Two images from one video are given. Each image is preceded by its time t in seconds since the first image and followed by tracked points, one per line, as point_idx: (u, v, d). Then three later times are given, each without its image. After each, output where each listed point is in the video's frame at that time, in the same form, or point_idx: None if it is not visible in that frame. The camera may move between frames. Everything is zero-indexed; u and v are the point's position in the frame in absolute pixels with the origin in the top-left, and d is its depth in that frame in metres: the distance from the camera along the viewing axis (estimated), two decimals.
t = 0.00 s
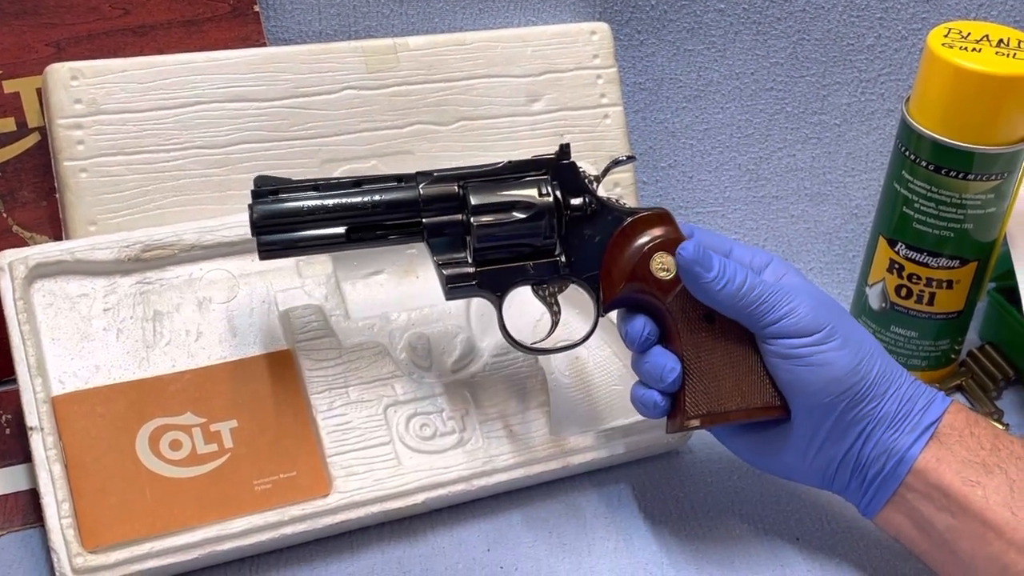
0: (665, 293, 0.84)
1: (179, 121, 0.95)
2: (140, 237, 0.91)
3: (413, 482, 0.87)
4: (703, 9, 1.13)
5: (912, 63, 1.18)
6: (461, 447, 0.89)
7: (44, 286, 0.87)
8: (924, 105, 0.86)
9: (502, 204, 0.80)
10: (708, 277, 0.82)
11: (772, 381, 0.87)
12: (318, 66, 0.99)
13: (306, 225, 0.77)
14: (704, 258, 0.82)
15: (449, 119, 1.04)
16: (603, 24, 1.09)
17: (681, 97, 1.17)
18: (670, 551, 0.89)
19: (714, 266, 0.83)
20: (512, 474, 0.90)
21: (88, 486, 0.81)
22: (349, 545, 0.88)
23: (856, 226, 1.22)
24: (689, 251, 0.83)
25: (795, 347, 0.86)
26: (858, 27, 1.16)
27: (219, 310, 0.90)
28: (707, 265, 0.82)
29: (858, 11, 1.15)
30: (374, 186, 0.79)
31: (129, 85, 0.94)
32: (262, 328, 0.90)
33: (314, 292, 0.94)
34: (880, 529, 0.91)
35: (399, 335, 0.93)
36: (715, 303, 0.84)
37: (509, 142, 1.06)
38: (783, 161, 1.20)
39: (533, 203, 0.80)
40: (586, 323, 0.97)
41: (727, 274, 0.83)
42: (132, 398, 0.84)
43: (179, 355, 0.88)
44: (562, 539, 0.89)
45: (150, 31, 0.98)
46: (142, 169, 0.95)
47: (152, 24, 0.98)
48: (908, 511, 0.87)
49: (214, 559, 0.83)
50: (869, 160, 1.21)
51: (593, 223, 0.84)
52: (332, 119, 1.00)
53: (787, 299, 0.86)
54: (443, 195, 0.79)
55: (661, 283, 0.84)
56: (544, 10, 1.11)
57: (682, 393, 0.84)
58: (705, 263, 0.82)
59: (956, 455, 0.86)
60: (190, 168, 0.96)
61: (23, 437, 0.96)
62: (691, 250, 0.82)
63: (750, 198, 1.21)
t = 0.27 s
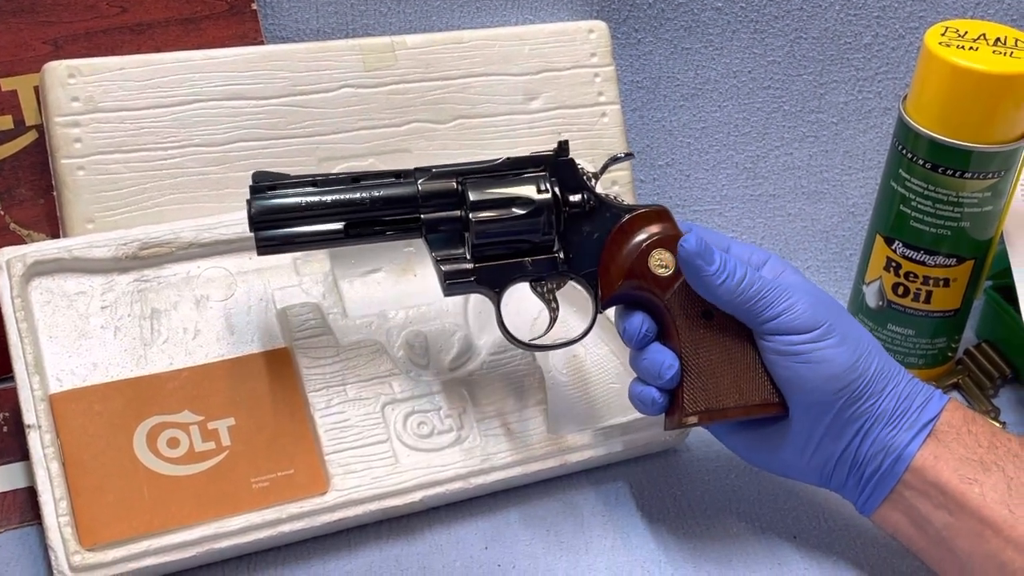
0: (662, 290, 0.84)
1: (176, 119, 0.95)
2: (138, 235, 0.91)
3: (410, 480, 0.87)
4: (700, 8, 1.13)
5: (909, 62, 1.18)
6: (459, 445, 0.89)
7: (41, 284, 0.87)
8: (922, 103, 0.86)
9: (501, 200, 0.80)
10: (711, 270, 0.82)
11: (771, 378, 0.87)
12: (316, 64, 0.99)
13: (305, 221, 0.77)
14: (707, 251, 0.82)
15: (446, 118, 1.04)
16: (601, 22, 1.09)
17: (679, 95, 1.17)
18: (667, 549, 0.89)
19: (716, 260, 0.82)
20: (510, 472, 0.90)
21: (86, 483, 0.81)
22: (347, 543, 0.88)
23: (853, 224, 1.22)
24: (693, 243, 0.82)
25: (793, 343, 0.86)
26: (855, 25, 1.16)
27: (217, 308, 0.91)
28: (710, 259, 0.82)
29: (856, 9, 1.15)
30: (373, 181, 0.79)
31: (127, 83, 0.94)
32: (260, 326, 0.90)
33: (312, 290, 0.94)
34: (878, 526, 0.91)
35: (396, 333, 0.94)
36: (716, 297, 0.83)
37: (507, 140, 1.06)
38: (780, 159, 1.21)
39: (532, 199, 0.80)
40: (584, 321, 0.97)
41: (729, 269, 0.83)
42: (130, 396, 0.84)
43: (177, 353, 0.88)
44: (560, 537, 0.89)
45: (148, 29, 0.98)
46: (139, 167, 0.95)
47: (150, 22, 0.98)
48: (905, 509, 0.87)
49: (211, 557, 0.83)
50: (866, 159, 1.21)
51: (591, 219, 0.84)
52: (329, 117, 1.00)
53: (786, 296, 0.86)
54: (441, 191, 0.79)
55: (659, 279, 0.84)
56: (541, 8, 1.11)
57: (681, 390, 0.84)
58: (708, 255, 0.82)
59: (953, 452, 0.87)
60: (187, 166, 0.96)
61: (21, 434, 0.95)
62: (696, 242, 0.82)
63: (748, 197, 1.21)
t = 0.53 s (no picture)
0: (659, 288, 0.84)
1: (172, 115, 0.95)
2: (133, 231, 0.90)
3: (406, 476, 0.87)
4: (696, 5, 1.14)
5: (905, 59, 1.18)
6: (455, 442, 0.89)
7: (37, 280, 0.87)
8: (917, 101, 0.86)
9: (498, 198, 0.80)
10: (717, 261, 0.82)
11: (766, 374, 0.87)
12: (312, 61, 0.99)
13: (301, 219, 0.77)
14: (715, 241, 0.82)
15: (442, 114, 1.04)
16: (597, 19, 1.09)
17: (675, 92, 1.17)
18: (662, 546, 0.89)
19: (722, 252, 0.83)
20: (505, 469, 0.90)
21: (81, 480, 0.81)
22: (342, 539, 0.88)
23: (848, 221, 1.21)
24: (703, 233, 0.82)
25: (789, 339, 0.86)
26: (851, 22, 1.16)
27: (212, 305, 0.90)
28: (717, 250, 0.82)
29: (851, 7, 1.15)
30: (370, 180, 0.79)
31: (122, 80, 0.93)
32: (255, 322, 0.90)
33: (308, 287, 0.93)
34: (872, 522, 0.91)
35: (392, 330, 0.94)
36: (717, 290, 0.84)
37: (503, 137, 1.05)
38: (776, 157, 1.20)
39: (528, 197, 0.81)
40: (580, 318, 0.98)
41: (731, 262, 0.84)
42: (125, 392, 0.84)
43: (172, 350, 0.88)
44: (555, 534, 0.89)
45: (143, 25, 0.98)
46: (134, 164, 0.94)
47: (145, 18, 0.98)
48: (900, 506, 0.88)
49: (205, 554, 0.83)
50: (862, 156, 1.21)
51: (587, 217, 0.84)
52: (325, 113, 0.99)
53: (782, 292, 0.87)
54: (438, 189, 0.80)
55: (655, 278, 0.84)
56: (538, 5, 1.11)
57: (676, 386, 0.84)
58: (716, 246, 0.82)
59: (949, 450, 0.87)
60: (183, 162, 0.96)
61: (15, 431, 0.94)
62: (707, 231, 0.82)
63: (744, 195, 1.20)
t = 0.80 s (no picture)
0: (656, 284, 0.84)
1: (169, 112, 0.95)
2: (130, 228, 0.91)
3: (402, 472, 0.87)
4: (693, 2, 1.14)
5: (900, 57, 1.18)
6: (451, 438, 0.89)
7: (34, 276, 0.87)
8: (912, 98, 0.86)
9: (498, 194, 0.80)
10: (713, 253, 0.83)
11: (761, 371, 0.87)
12: (308, 57, 0.99)
13: (304, 210, 0.77)
14: (711, 234, 0.83)
15: (439, 111, 1.04)
16: (594, 17, 1.09)
17: (671, 90, 1.17)
18: (658, 542, 0.89)
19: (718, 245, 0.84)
20: (502, 465, 0.90)
21: (78, 475, 0.81)
22: (338, 535, 0.88)
23: (844, 219, 1.22)
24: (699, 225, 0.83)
25: (785, 336, 0.86)
26: (847, 20, 1.16)
27: (209, 301, 0.91)
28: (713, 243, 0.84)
29: (847, 5, 1.15)
30: (373, 172, 0.79)
31: (119, 76, 0.94)
32: (252, 318, 0.90)
33: (304, 283, 0.94)
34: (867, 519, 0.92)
35: (388, 326, 0.94)
36: (715, 283, 0.84)
37: (499, 134, 1.06)
38: (771, 154, 1.21)
39: (528, 193, 0.81)
40: (577, 315, 0.98)
41: (727, 256, 0.85)
42: (122, 388, 0.85)
43: (169, 346, 0.88)
44: (551, 530, 0.89)
45: (140, 22, 0.98)
46: (131, 160, 0.95)
47: (142, 15, 0.98)
48: (894, 503, 0.88)
49: (202, 550, 0.82)
50: (857, 154, 1.22)
51: (585, 215, 0.85)
52: (321, 110, 1.00)
53: (777, 289, 0.88)
54: (439, 184, 0.80)
55: (652, 275, 0.84)
56: (534, 3, 1.11)
57: (670, 380, 0.84)
58: (711, 239, 0.83)
59: (943, 447, 0.87)
60: (179, 159, 0.96)
61: (11, 427, 0.94)
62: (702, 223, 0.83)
63: (739, 191, 1.21)
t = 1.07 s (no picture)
0: (655, 285, 0.85)
1: (169, 110, 0.95)
2: (130, 226, 0.91)
3: (401, 470, 0.87)
4: (692, 2, 1.14)
5: (899, 56, 1.19)
6: (450, 436, 0.90)
7: (34, 274, 0.88)
8: (911, 97, 0.87)
9: (497, 195, 0.81)
10: (714, 253, 0.84)
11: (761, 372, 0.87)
12: (308, 56, 0.99)
13: (303, 213, 0.77)
14: (711, 234, 0.84)
15: (438, 110, 1.04)
16: (593, 16, 1.10)
17: (670, 89, 1.18)
18: (656, 540, 0.90)
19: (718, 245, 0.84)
20: (501, 463, 0.90)
21: (78, 472, 0.81)
22: (338, 532, 0.88)
23: (843, 217, 1.22)
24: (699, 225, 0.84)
25: (784, 336, 0.87)
26: (846, 20, 1.16)
27: (209, 299, 0.91)
28: (713, 243, 0.84)
29: (846, 4, 1.16)
30: (371, 174, 0.79)
31: (119, 74, 0.94)
32: (251, 316, 0.91)
33: (304, 282, 0.94)
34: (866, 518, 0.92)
35: (388, 325, 0.94)
36: (716, 283, 0.84)
37: (498, 133, 1.06)
38: (770, 153, 1.21)
39: (527, 194, 0.81)
40: (577, 315, 0.98)
41: (727, 256, 0.85)
42: (122, 386, 0.85)
43: (169, 344, 0.88)
44: (550, 528, 0.90)
45: (140, 20, 0.98)
46: (131, 158, 0.95)
47: (142, 13, 0.98)
48: (892, 502, 0.88)
49: (202, 547, 0.83)
50: (856, 153, 1.22)
51: (584, 215, 0.85)
52: (321, 108, 1.00)
53: (777, 289, 0.88)
54: (438, 185, 0.80)
55: (652, 275, 0.84)
56: (534, 1, 1.11)
57: (671, 381, 0.84)
58: (711, 238, 0.84)
59: (941, 447, 0.87)
60: (179, 157, 0.96)
61: (12, 424, 0.95)
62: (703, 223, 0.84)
63: (738, 190, 1.21)
